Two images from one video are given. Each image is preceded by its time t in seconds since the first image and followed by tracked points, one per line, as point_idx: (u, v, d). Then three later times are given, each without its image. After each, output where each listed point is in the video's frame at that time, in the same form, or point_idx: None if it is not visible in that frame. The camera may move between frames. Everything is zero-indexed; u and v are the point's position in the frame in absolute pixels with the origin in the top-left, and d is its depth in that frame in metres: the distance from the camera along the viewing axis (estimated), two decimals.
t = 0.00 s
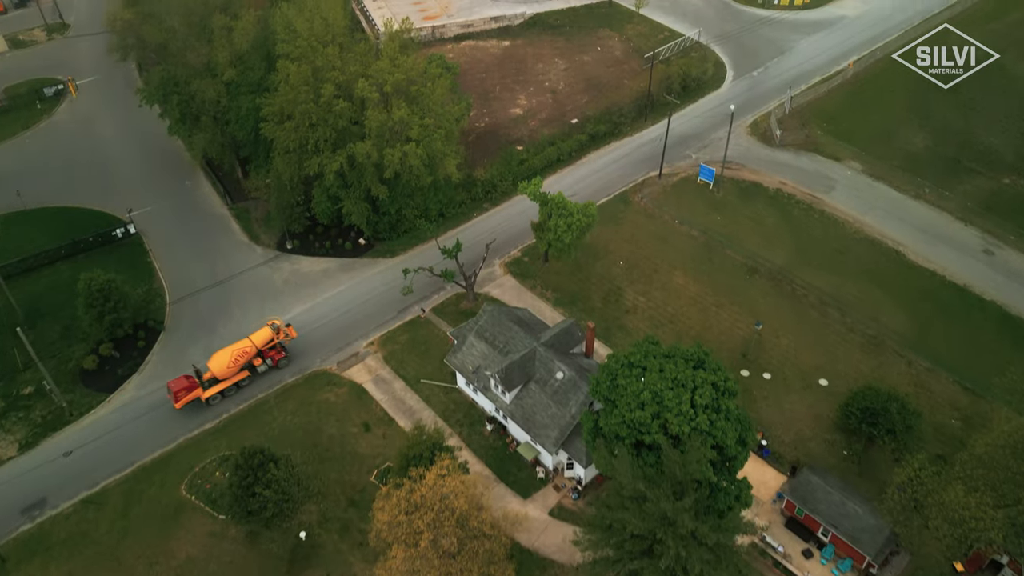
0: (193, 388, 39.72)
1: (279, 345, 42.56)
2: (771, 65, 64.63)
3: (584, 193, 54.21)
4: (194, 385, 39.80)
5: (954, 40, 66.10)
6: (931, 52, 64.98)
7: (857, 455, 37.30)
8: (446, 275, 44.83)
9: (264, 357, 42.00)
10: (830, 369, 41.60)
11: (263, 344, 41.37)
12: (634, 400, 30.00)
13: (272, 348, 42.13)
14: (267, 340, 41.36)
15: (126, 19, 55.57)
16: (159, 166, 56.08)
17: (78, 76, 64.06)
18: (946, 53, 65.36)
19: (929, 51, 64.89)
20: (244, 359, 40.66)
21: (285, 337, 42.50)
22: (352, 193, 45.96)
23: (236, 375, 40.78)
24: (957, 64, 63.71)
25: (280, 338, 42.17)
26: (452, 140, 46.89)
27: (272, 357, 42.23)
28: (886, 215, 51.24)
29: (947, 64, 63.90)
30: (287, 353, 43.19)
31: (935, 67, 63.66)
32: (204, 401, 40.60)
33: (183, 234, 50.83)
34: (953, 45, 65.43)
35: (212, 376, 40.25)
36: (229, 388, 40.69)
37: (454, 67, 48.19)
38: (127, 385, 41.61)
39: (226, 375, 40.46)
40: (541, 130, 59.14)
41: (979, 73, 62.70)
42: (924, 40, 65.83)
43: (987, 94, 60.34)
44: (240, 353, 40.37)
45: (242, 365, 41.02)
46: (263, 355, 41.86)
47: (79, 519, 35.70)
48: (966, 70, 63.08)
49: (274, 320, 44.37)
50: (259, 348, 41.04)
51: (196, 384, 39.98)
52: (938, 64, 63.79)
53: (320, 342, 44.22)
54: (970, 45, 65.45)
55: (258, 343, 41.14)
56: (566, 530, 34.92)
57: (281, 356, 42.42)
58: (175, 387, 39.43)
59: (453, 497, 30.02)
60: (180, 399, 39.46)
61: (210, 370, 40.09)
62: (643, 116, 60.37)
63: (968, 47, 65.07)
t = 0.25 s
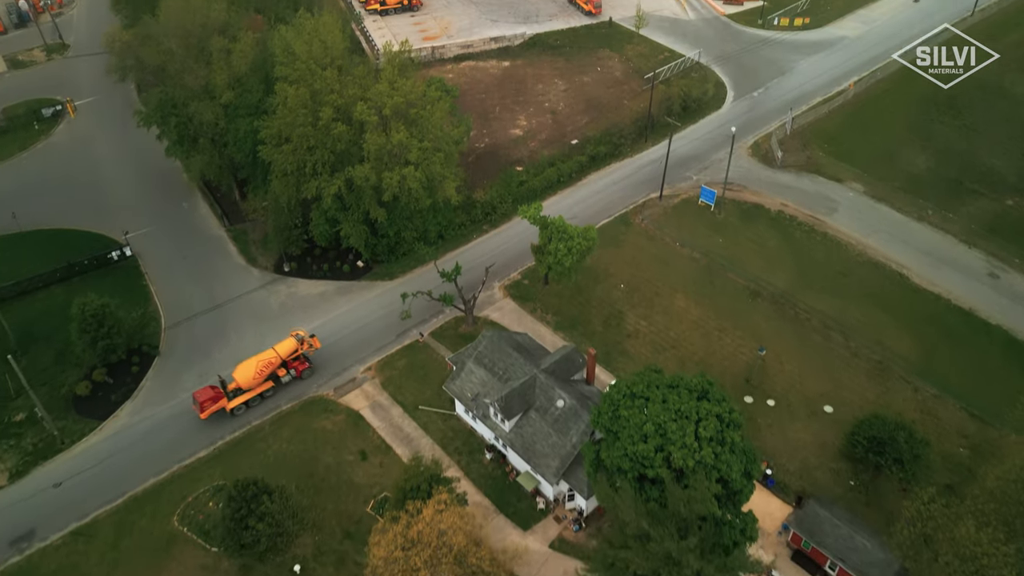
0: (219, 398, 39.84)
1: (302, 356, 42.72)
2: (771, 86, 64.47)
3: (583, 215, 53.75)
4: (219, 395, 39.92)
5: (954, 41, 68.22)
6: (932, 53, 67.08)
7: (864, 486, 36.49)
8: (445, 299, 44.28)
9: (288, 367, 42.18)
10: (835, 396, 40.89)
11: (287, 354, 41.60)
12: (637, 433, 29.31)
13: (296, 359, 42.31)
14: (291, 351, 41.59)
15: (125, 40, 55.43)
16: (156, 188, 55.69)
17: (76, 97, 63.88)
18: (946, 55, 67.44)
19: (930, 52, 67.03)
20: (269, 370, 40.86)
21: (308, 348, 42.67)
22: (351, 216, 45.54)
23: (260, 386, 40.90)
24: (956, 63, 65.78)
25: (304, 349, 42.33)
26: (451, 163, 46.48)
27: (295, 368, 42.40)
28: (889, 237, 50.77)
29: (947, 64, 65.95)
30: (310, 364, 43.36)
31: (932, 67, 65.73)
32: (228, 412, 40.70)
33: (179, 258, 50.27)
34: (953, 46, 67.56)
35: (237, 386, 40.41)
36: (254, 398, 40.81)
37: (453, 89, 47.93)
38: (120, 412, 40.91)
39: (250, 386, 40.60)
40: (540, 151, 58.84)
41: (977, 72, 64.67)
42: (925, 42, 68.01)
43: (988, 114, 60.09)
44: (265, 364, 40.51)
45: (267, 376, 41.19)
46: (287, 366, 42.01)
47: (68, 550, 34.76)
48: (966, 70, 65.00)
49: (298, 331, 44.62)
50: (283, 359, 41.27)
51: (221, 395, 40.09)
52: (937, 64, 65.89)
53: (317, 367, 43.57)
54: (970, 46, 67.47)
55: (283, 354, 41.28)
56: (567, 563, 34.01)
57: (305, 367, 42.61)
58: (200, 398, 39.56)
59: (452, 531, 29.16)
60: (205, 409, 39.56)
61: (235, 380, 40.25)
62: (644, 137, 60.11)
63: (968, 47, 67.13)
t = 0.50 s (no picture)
0: (243, 410, 40.07)
1: (326, 367, 42.78)
2: (771, 106, 64.29)
3: (583, 237, 53.25)
4: (244, 407, 40.16)
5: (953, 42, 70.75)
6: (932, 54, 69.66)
7: (872, 518, 35.67)
8: (444, 323, 43.69)
9: (312, 379, 42.29)
10: (840, 424, 40.17)
11: (311, 366, 41.69)
12: (639, 467, 28.61)
13: (319, 370, 42.39)
14: (315, 362, 41.68)
15: (124, 61, 55.30)
16: (153, 210, 55.23)
17: (75, 118, 63.70)
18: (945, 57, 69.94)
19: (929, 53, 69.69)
20: (293, 382, 41.00)
21: (332, 359, 42.71)
22: (349, 239, 45.06)
23: (284, 397, 41.07)
24: (955, 63, 68.33)
25: (327, 361, 42.40)
26: (450, 186, 46.01)
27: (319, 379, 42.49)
28: (892, 259, 50.26)
29: (947, 63, 68.48)
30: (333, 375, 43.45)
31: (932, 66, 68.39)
32: (253, 423, 40.90)
33: (175, 282, 49.72)
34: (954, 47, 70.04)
35: (262, 398, 40.62)
36: (278, 410, 40.99)
37: (452, 112, 47.69)
38: (112, 440, 40.16)
39: (275, 398, 40.79)
40: (540, 172, 58.51)
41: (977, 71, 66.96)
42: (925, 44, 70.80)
43: (990, 135, 59.83)
44: (290, 376, 40.64)
45: (291, 387, 41.35)
46: (310, 378, 42.11)
47: None
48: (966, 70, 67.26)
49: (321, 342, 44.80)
50: (307, 370, 41.37)
51: (246, 406, 40.34)
52: (938, 64, 68.54)
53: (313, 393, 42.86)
54: (971, 45, 69.80)
55: (307, 365, 41.35)
56: None
57: (328, 379, 42.68)
58: (226, 409, 39.81)
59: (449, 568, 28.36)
60: (230, 421, 39.82)
61: (260, 391, 40.49)
62: (644, 158, 59.82)
63: (968, 46, 69.53)
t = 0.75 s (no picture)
0: (267, 422, 40.26)
1: (349, 380, 42.84)
2: (772, 128, 64.12)
3: (584, 260, 52.73)
4: (268, 419, 40.37)
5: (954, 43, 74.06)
6: (933, 54, 72.73)
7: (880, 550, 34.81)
8: (442, 349, 42.99)
9: (335, 391, 42.39)
10: (846, 452, 39.40)
11: (334, 378, 41.89)
12: (642, 501, 27.89)
13: (342, 383, 42.45)
14: (338, 374, 41.89)
15: (122, 83, 55.15)
16: (150, 233, 54.78)
17: (73, 138, 63.55)
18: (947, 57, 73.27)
19: (931, 54, 72.72)
20: (316, 394, 41.12)
21: (354, 372, 42.78)
22: (347, 263, 44.51)
23: (307, 409, 41.23)
24: (953, 61, 71.74)
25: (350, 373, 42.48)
26: (449, 209, 45.55)
27: (341, 392, 42.53)
28: (896, 283, 49.74)
29: (947, 62, 71.75)
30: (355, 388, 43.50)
31: (932, 63, 71.82)
32: (276, 436, 41.01)
33: (171, 305, 49.17)
34: (954, 48, 73.27)
35: (285, 410, 40.80)
36: (301, 422, 41.10)
37: (451, 135, 47.47)
38: (104, 469, 39.39)
39: (298, 410, 40.97)
40: (540, 194, 58.15)
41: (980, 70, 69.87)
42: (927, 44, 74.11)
43: (992, 157, 59.58)
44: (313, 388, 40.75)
45: (314, 400, 41.51)
46: (333, 390, 42.19)
47: None
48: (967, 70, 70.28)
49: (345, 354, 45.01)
50: (330, 382, 41.59)
51: (270, 418, 40.55)
52: (938, 61, 72.08)
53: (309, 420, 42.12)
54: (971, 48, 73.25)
55: (330, 378, 41.44)
56: None
57: (350, 391, 42.70)
58: (250, 421, 40.05)
59: None
60: (254, 433, 39.99)
61: (284, 403, 40.71)
62: (644, 180, 59.52)
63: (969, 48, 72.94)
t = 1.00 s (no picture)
0: (291, 434, 40.35)
1: (371, 393, 42.96)
2: (773, 149, 63.87)
3: (583, 284, 52.13)
4: (291, 431, 40.42)
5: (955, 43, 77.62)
6: (935, 55, 76.37)
7: None
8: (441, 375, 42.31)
9: (357, 404, 42.51)
10: (853, 482, 38.57)
11: (357, 391, 42.05)
12: (647, 538, 27.12)
13: (364, 396, 42.57)
14: (361, 387, 42.08)
15: (120, 105, 54.95)
16: (146, 255, 54.28)
17: (70, 160, 63.27)
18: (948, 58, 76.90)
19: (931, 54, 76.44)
20: (339, 406, 41.22)
21: (377, 385, 42.92)
22: (345, 287, 43.84)
23: (330, 422, 41.35)
24: (953, 60, 75.51)
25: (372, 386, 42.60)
26: (449, 233, 44.97)
27: (363, 405, 42.63)
28: (900, 307, 49.16)
29: (947, 61, 75.57)
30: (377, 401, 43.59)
31: (933, 62, 75.58)
32: (299, 448, 41.06)
33: (166, 330, 48.56)
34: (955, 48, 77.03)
35: (309, 422, 40.90)
36: (324, 434, 41.19)
37: (451, 158, 47.18)
38: (96, 499, 38.57)
39: (321, 422, 41.08)
40: (540, 216, 57.72)
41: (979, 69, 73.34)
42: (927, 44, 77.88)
43: (995, 179, 59.27)
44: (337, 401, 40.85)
45: (336, 412, 41.59)
46: (356, 403, 42.29)
47: None
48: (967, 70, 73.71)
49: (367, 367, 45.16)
50: (353, 395, 41.76)
51: (294, 430, 40.64)
52: (939, 60, 75.73)
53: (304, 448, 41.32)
54: (971, 48, 76.79)
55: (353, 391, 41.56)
56: None
57: (372, 404, 42.80)
58: (273, 433, 40.15)
59: None
60: (278, 445, 40.07)
61: (308, 416, 40.83)
62: (645, 202, 59.14)
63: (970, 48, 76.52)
